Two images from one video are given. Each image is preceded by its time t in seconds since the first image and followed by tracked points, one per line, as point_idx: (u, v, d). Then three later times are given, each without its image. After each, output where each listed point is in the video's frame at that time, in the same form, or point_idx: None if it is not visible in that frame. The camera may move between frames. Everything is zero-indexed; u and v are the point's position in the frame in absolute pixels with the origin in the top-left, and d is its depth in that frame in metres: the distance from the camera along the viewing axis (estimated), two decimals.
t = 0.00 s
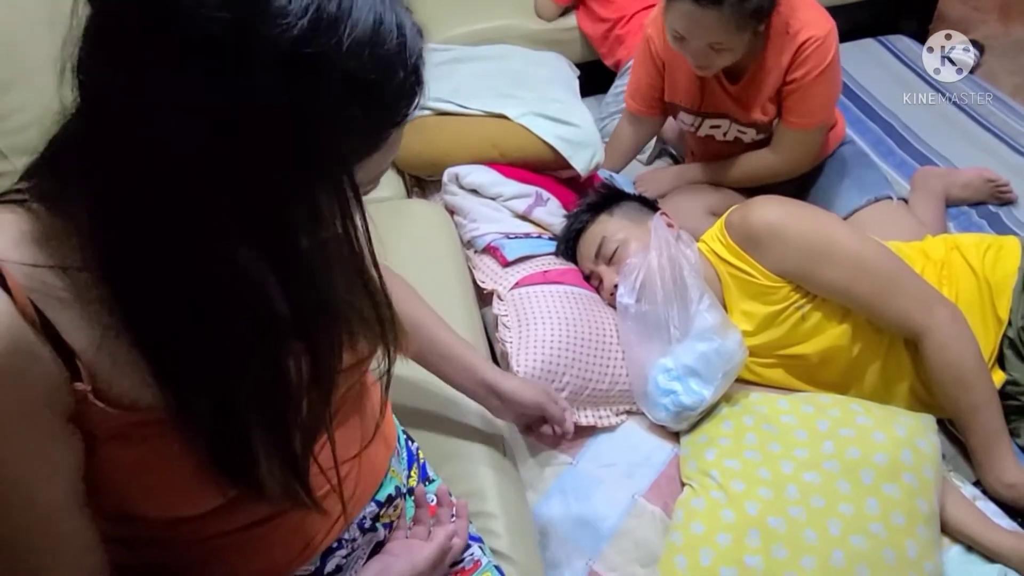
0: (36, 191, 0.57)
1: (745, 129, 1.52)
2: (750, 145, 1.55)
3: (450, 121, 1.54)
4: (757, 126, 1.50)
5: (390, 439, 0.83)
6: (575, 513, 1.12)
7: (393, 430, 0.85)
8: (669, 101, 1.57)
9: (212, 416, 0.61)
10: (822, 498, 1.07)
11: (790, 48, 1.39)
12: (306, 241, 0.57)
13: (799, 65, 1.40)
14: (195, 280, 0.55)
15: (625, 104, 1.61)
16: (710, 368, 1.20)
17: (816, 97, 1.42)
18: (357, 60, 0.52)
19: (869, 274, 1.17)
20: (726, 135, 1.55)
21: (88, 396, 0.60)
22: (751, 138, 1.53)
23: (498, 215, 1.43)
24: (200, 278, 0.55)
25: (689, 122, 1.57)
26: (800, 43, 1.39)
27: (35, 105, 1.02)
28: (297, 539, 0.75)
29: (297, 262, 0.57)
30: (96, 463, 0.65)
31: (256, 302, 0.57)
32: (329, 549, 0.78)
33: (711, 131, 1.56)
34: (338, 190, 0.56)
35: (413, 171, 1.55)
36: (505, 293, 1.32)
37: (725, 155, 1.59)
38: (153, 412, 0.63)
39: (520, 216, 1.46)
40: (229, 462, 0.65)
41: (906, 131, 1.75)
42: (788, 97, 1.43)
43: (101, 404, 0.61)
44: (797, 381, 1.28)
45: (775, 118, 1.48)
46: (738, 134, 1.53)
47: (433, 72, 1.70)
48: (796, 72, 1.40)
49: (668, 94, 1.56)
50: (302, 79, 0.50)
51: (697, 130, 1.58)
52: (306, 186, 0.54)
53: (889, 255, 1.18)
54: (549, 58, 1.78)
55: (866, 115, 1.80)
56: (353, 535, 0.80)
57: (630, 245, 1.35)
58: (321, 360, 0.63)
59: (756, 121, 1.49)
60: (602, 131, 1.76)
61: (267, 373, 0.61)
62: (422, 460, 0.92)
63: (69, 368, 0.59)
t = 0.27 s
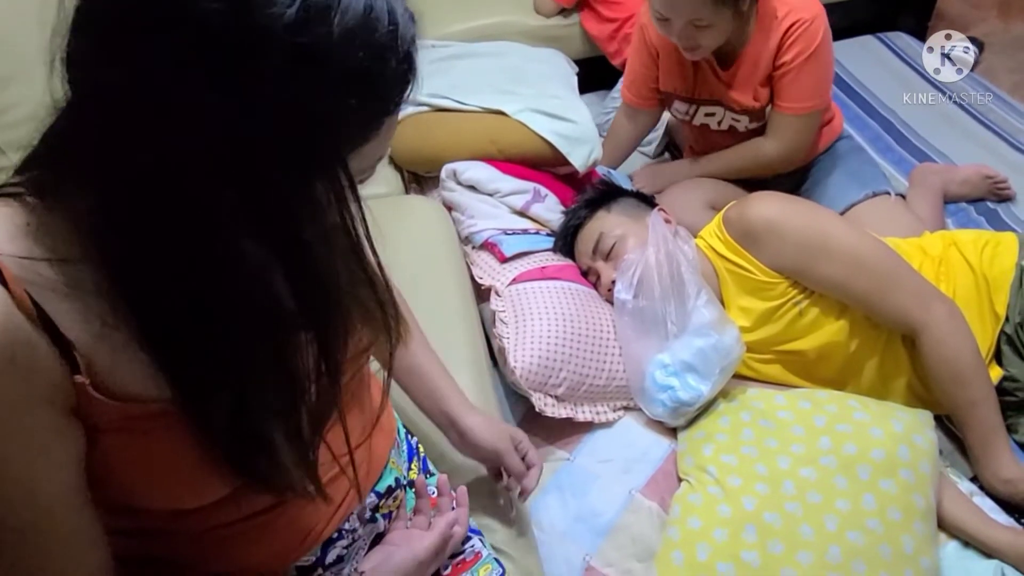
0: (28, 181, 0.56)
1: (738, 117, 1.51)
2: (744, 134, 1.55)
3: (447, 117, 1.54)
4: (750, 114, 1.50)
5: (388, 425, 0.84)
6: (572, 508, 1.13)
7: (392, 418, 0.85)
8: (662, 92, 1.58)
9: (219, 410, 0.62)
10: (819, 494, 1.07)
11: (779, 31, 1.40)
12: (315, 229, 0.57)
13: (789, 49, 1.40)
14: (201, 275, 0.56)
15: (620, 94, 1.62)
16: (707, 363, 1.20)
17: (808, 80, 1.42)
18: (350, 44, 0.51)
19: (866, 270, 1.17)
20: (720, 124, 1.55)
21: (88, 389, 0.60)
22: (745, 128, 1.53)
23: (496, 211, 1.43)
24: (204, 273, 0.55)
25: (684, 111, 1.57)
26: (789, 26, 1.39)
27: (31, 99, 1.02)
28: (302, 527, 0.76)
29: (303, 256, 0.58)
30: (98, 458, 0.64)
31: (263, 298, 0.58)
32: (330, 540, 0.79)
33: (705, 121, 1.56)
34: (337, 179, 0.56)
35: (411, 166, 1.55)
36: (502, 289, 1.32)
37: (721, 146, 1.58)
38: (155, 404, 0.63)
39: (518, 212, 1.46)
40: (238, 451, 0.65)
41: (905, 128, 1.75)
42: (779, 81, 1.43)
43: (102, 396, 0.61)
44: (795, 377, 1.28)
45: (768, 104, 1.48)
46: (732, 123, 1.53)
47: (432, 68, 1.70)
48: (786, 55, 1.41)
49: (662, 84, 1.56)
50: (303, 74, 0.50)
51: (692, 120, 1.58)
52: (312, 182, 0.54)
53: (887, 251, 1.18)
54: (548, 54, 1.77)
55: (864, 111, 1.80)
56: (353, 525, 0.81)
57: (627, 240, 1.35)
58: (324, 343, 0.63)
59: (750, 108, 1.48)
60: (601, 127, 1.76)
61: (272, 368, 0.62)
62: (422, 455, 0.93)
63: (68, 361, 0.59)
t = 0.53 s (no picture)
0: None
1: (740, 106, 1.51)
2: (747, 124, 1.54)
3: (449, 115, 1.54)
4: (752, 102, 1.50)
5: (377, 432, 0.81)
6: (573, 507, 1.13)
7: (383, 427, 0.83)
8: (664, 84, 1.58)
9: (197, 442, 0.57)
10: (820, 493, 1.07)
11: (780, 15, 1.40)
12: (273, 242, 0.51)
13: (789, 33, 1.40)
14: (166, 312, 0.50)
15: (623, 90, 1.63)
16: (709, 362, 1.19)
17: (809, 63, 1.41)
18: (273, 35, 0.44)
19: (869, 268, 1.17)
20: (722, 114, 1.54)
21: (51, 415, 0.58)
22: (748, 117, 1.52)
23: (498, 210, 1.43)
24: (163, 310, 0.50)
25: (686, 104, 1.57)
26: (788, 10, 1.40)
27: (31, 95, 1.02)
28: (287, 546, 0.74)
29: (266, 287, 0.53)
30: (79, 483, 0.62)
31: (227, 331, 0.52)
32: (327, 550, 0.78)
33: (707, 112, 1.55)
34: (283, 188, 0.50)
35: (412, 164, 1.54)
36: (504, 287, 1.32)
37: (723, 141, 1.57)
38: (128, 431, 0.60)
39: (520, 211, 1.46)
40: (225, 483, 0.61)
41: (907, 127, 1.75)
42: (780, 65, 1.43)
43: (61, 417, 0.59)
44: (797, 375, 1.28)
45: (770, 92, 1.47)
46: (734, 113, 1.52)
47: (433, 67, 1.69)
48: (787, 39, 1.41)
49: (664, 76, 1.56)
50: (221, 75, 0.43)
51: (694, 112, 1.57)
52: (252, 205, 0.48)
53: (890, 250, 1.18)
54: (550, 52, 1.77)
55: (866, 110, 1.79)
56: (351, 534, 0.80)
57: (629, 239, 1.35)
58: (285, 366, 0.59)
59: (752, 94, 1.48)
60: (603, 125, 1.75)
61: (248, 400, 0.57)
62: (421, 456, 0.92)
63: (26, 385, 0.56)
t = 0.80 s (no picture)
0: None
1: (746, 100, 1.50)
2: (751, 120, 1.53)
3: (449, 113, 1.54)
4: (759, 96, 1.49)
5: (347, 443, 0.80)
6: (573, 504, 1.13)
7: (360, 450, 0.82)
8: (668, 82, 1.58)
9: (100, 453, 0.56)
10: (820, 490, 1.07)
11: (787, 7, 1.40)
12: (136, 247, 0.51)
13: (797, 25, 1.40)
14: (56, 333, 0.50)
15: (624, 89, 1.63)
16: (709, 360, 1.20)
17: (816, 54, 1.41)
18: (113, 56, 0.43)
19: (868, 266, 1.17)
20: (728, 111, 1.53)
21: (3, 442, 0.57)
22: (754, 112, 1.51)
23: (498, 208, 1.43)
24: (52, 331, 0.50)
25: (691, 102, 1.57)
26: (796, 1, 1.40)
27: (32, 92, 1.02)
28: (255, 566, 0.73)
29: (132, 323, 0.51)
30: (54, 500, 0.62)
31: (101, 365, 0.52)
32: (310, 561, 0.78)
33: (713, 109, 1.55)
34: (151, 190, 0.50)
35: (413, 163, 1.54)
36: (504, 286, 1.32)
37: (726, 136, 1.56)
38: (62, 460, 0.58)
39: (520, 209, 1.46)
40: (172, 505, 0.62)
41: (907, 126, 1.75)
42: (787, 56, 1.42)
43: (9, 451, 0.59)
44: (797, 373, 1.28)
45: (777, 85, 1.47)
46: (739, 109, 1.52)
47: (434, 65, 1.70)
48: (794, 30, 1.40)
49: (669, 74, 1.56)
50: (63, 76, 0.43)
51: (700, 109, 1.57)
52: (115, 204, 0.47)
53: (889, 249, 1.18)
54: (550, 51, 1.77)
55: (867, 109, 1.80)
56: (335, 545, 0.79)
57: (629, 237, 1.35)
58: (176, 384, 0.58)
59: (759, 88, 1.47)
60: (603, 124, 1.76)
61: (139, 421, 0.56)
62: (415, 456, 0.92)
63: None
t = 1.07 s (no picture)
0: None
1: (747, 102, 1.51)
2: (751, 121, 1.54)
3: (449, 113, 1.54)
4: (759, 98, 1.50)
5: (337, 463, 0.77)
6: (574, 502, 1.13)
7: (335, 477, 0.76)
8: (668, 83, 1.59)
9: (33, 482, 0.55)
10: (820, 488, 1.08)
11: (787, 10, 1.40)
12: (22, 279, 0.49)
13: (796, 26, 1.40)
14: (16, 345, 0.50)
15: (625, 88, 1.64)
16: (709, 358, 1.20)
17: (818, 56, 1.41)
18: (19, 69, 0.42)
19: (868, 265, 1.18)
20: (728, 112, 1.54)
21: None
22: (754, 114, 1.52)
23: (498, 207, 1.43)
24: None
25: (691, 102, 1.58)
26: (796, 4, 1.40)
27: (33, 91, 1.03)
28: None
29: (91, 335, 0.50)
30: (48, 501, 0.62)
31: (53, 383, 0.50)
32: None
33: (713, 109, 1.56)
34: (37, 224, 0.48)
35: (413, 162, 1.55)
36: (504, 285, 1.32)
37: (726, 136, 1.57)
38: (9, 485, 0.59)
39: (520, 208, 1.47)
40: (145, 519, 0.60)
41: (908, 125, 1.75)
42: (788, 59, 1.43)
43: None
44: (797, 372, 1.28)
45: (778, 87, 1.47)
46: (739, 110, 1.53)
47: (434, 64, 1.70)
48: (794, 33, 1.41)
49: (669, 75, 1.57)
50: None
51: (700, 110, 1.58)
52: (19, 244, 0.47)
53: (889, 248, 1.19)
54: (550, 50, 1.77)
55: (867, 109, 1.80)
56: (319, 564, 0.77)
57: (629, 236, 1.36)
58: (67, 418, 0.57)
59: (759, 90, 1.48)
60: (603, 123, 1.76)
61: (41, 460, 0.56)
62: (412, 458, 0.91)
63: None
